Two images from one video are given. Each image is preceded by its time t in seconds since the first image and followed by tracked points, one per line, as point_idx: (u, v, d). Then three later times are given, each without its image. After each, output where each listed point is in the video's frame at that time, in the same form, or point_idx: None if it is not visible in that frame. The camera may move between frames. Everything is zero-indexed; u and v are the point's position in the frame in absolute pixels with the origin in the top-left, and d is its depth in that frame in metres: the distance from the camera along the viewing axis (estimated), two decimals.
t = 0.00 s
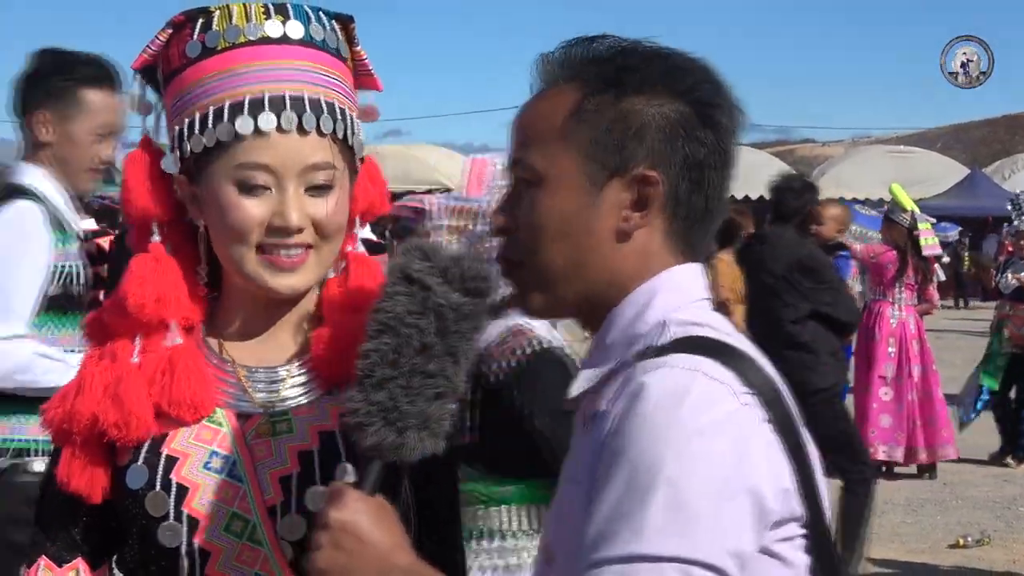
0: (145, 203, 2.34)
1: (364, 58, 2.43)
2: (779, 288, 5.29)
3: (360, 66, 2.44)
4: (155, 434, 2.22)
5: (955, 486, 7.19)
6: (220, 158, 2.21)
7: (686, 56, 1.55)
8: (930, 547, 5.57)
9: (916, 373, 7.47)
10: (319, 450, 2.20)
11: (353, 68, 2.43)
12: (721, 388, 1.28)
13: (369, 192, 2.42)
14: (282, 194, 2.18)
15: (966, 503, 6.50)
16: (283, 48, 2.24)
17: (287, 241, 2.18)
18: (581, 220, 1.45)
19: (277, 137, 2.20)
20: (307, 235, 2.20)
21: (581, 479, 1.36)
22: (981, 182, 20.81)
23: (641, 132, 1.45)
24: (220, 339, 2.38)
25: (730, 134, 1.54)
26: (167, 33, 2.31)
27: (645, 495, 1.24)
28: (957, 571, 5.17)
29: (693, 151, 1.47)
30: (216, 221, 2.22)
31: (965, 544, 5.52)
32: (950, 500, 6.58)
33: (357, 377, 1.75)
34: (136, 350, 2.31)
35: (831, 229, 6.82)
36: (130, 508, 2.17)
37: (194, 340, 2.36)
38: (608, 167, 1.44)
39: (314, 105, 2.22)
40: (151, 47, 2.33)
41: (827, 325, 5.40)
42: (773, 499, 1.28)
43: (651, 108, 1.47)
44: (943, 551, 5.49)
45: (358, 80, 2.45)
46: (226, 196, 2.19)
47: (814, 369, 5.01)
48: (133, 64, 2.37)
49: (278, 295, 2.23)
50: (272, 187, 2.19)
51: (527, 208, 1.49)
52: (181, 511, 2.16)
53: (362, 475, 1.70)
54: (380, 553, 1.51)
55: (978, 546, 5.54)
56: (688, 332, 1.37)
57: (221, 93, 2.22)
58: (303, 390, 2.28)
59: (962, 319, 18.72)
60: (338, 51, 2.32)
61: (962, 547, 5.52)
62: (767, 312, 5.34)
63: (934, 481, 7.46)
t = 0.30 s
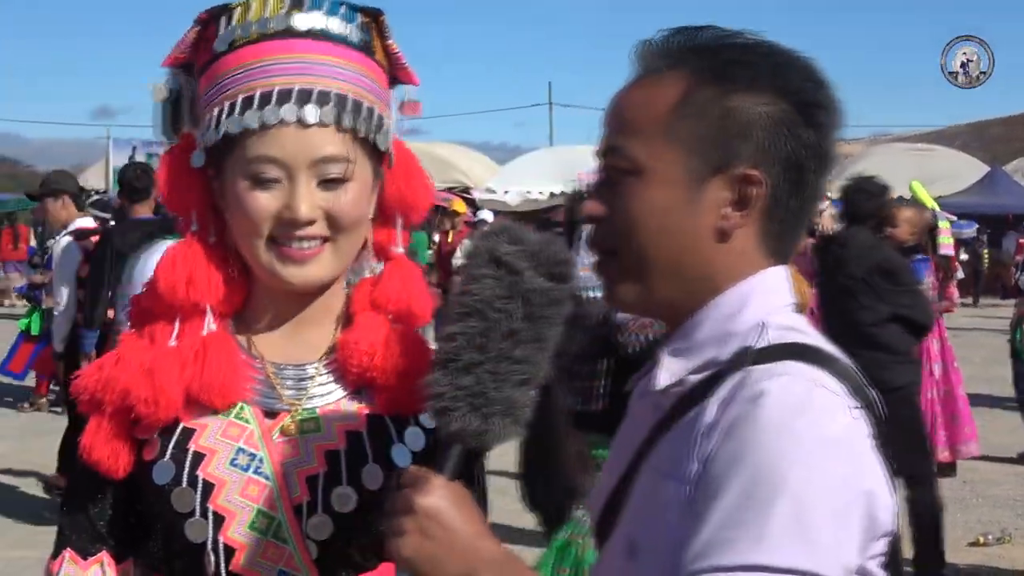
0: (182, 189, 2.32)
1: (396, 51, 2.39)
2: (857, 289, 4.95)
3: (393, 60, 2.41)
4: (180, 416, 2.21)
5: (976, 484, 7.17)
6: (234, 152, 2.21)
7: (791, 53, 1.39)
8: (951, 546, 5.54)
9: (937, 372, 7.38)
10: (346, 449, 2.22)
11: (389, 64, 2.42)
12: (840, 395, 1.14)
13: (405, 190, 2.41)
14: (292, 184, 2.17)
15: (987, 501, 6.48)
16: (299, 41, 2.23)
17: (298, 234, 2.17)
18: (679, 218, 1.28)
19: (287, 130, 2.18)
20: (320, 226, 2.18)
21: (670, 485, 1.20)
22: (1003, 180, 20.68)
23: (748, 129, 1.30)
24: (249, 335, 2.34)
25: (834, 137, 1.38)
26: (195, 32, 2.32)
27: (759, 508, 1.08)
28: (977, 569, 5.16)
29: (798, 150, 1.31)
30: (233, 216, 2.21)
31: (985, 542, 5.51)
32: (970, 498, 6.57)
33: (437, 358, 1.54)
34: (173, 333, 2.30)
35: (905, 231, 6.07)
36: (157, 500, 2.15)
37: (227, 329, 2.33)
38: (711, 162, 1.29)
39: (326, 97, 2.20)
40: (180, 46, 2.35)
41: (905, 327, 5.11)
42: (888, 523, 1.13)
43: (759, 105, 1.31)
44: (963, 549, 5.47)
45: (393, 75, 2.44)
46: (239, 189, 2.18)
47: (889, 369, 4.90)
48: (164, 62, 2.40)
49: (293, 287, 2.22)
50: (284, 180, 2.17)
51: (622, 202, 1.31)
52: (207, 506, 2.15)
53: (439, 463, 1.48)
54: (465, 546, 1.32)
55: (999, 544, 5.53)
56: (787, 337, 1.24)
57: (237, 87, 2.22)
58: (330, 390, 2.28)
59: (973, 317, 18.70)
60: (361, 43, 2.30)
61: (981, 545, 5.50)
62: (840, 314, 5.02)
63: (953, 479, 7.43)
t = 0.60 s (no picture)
0: (214, 181, 2.34)
1: (431, 54, 2.41)
2: (932, 277, 5.02)
3: (428, 62, 2.43)
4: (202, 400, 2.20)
5: (990, 479, 7.17)
6: (262, 140, 2.21)
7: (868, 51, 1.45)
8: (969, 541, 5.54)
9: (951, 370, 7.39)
10: (365, 446, 2.21)
11: (422, 63, 2.42)
12: (918, 384, 1.19)
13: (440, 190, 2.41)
14: (317, 175, 2.17)
15: (1002, 496, 6.48)
16: (333, 34, 2.23)
17: (318, 224, 2.16)
18: (753, 213, 1.35)
19: (314, 120, 2.18)
20: (342, 219, 2.18)
21: (746, 470, 1.26)
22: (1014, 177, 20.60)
23: (822, 126, 1.37)
24: (268, 328, 2.33)
25: (903, 134, 1.44)
26: (235, 20, 2.33)
27: (842, 492, 1.14)
28: (993, 564, 5.16)
29: (869, 148, 1.38)
30: (258, 204, 2.21)
31: (1002, 537, 5.51)
32: (987, 493, 6.56)
33: (506, 344, 1.57)
34: (195, 318, 2.30)
35: (974, 221, 6.16)
36: (179, 495, 2.14)
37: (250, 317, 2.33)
38: (784, 158, 1.36)
39: (356, 91, 2.20)
40: (219, 32, 2.35)
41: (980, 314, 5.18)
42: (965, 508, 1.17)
43: (832, 103, 1.38)
44: (979, 544, 5.47)
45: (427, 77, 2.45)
46: (264, 177, 2.18)
47: (966, 358, 4.88)
48: (202, 50, 2.40)
49: (312, 278, 2.21)
50: (309, 171, 2.18)
51: (697, 194, 1.37)
52: (225, 500, 2.13)
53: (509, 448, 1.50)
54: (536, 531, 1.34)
55: (1015, 539, 5.52)
56: (854, 327, 1.30)
57: (269, 76, 2.22)
58: (349, 385, 2.27)
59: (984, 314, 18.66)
60: (397, 42, 2.30)
61: (998, 541, 5.50)
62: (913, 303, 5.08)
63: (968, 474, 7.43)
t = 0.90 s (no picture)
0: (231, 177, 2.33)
1: (448, 51, 2.43)
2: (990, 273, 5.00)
3: (444, 60, 2.44)
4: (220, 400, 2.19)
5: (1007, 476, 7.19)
6: (281, 134, 2.21)
7: (914, 48, 1.51)
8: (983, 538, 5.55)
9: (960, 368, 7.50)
10: (388, 446, 2.21)
11: (437, 61, 2.44)
12: (963, 380, 1.28)
13: (448, 187, 2.43)
14: (336, 171, 2.17)
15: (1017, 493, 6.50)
16: (354, 29, 2.24)
17: (336, 220, 2.17)
18: (799, 205, 1.42)
19: (335, 115, 2.19)
20: (359, 214, 2.18)
21: (796, 462, 1.34)
22: None
23: (868, 119, 1.43)
24: (282, 324, 2.33)
25: (947, 128, 1.51)
26: (251, 11, 2.32)
27: (895, 482, 1.21)
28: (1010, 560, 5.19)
29: (912, 142, 1.44)
30: (274, 197, 2.21)
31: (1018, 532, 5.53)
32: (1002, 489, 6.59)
33: (551, 335, 1.58)
34: (209, 316, 2.29)
35: None
36: (196, 495, 2.14)
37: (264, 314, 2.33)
38: (829, 151, 1.42)
39: (376, 86, 2.21)
40: (235, 24, 2.35)
41: None
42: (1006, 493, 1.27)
43: (877, 97, 1.44)
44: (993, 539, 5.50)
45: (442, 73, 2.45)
46: (282, 171, 2.19)
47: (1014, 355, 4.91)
48: (216, 41, 2.40)
49: (327, 273, 2.21)
50: (328, 165, 2.18)
51: (743, 186, 1.44)
52: (247, 501, 2.14)
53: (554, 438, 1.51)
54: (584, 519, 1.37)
55: None
56: (898, 318, 1.39)
57: (288, 69, 2.22)
58: (367, 383, 2.26)
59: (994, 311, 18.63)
60: (416, 38, 2.31)
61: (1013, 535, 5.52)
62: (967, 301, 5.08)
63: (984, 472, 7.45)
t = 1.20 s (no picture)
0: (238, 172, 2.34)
1: (455, 44, 2.44)
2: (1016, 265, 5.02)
3: (451, 53, 2.45)
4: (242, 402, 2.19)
5: None
6: (292, 133, 2.20)
7: (937, 44, 1.51)
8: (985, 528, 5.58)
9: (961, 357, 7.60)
10: (414, 444, 2.22)
11: (445, 53, 2.45)
12: (996, 378, 1.28)
13: (457, 177, 2.44)
14: (350, 170, 2.17)
15: None
16: (362, 24, 2.23)
17: (352, 219, 2.17)
18: (825, 199, 1.42)
19: (350, 113, 2.19)
20: (374, 213, 2.19)
21: (829, 461, 1.33)
22: None
23: (894, 116, 1.43)
24: (299, 322, 2.34)
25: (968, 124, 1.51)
26: (256, 8, 2.32)
27: (932, 479, 1.21)
28: None
29: (935, 139, 1.45)
30: (287, 195, 2.21)
31: None
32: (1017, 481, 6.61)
33: (577, 332, 1.58)
34: (226, 316, 2.29)
35: None
36: (219, 499, 2.13)
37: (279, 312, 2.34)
38: (855, 148, 1.42)
39: (390, 82, 2.21)
40: (240, 20, 2.35)
41: None
42: None
43: (902, 93, 1.44)
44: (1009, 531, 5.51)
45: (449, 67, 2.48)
46: (296, 169, 2.18)
47: None
48: (223, 37, 2.40)
49: (342, 272, 2.21)
50: (342, 164, 2.18)
51: (769, 180, 1.43)
52: (276, 504, 2.14)
53: (581, 436, 1.50)
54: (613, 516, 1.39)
55: None
56: (926, 317, 1.39)
57: (298, 67, 2.22)
58: (387, 383, 2.27)
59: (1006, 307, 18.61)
60: (424, 33, 2.32)
61: None
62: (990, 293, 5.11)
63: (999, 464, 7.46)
